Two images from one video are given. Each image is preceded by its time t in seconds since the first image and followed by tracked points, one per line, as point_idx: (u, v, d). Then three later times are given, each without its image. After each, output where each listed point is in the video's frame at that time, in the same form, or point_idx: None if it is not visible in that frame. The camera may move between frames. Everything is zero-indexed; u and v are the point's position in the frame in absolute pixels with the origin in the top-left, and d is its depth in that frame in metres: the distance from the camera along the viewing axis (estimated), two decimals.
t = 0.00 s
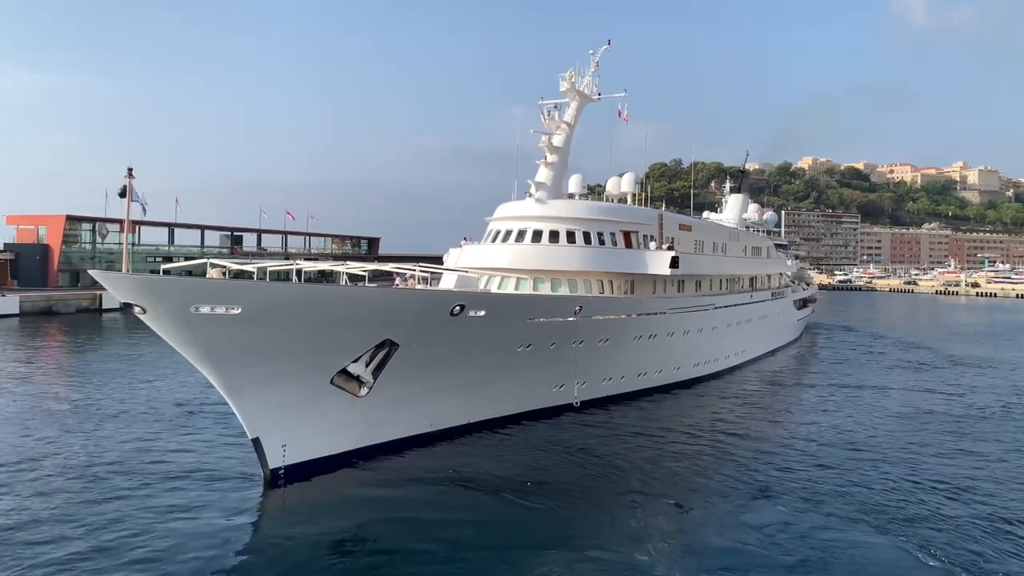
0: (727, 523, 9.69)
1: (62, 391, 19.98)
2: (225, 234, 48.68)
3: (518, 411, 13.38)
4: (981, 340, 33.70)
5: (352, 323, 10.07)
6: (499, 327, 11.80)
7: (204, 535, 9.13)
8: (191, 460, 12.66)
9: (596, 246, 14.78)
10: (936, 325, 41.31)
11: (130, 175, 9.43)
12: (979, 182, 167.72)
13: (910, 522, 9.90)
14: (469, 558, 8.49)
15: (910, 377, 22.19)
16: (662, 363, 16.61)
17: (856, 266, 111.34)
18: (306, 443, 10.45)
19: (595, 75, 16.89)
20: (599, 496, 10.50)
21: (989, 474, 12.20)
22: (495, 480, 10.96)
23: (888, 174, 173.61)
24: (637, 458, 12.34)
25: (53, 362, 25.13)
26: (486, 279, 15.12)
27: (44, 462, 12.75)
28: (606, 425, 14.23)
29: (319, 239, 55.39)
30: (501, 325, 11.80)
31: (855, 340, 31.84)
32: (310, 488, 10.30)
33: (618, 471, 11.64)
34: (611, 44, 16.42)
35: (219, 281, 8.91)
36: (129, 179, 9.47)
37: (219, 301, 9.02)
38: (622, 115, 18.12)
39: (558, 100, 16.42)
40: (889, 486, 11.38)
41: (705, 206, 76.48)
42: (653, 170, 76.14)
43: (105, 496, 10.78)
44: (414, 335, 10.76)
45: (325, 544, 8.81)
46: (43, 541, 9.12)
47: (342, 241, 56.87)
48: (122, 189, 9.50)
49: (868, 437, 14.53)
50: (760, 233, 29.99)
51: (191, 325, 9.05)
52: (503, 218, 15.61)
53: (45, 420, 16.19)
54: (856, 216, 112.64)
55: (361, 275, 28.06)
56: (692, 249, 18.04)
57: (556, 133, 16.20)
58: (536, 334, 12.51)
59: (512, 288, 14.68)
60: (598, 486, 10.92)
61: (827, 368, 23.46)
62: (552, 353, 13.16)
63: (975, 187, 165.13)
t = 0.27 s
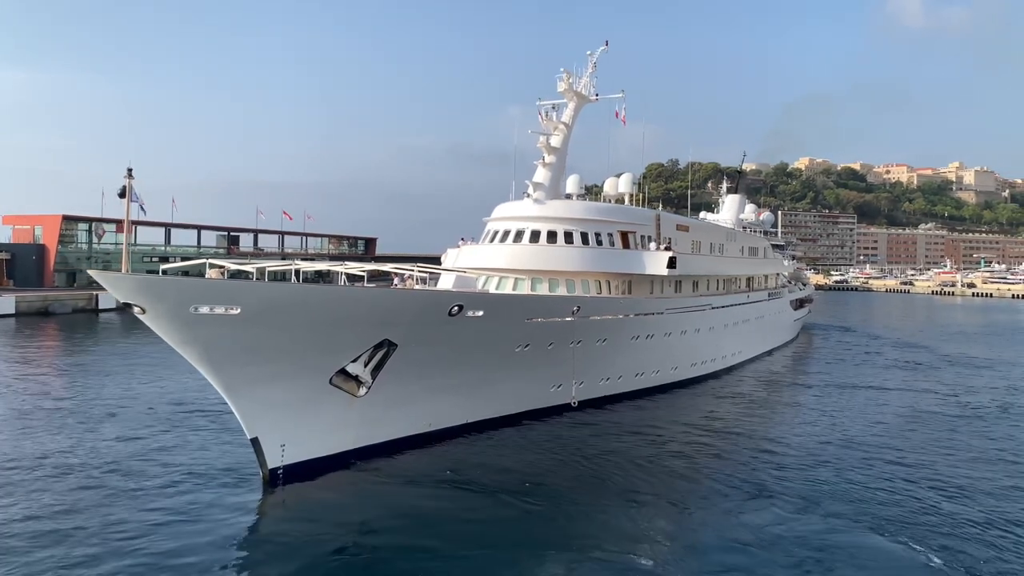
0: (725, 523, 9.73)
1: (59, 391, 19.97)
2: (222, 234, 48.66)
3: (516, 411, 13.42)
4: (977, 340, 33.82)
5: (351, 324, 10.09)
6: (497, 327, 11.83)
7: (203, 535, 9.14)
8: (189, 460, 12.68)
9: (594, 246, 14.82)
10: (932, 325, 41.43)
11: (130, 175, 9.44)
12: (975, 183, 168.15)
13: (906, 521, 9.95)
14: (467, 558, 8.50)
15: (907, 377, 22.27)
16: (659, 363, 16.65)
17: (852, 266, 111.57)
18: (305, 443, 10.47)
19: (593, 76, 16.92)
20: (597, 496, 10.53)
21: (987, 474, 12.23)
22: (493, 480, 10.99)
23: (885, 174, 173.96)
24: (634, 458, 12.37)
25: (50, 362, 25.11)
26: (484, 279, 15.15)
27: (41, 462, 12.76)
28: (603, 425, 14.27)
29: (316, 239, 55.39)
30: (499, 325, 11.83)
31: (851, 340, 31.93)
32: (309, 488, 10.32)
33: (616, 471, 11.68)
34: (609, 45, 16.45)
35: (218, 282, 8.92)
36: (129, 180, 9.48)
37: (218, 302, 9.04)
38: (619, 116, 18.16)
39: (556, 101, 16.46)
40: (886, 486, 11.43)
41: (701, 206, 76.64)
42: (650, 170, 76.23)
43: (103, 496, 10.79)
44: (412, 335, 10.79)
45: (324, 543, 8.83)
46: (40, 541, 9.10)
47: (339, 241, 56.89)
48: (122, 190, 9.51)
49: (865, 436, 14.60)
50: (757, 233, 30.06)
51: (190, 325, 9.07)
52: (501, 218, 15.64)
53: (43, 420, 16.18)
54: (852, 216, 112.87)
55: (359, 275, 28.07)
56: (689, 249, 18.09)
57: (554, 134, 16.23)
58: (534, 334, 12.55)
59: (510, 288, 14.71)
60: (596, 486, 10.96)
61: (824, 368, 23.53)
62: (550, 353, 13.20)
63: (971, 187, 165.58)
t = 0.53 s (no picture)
0: (723, 522, 9.78)
1: (57, 391, 19.96)
2: (219, 234, 48.63)
3: (515, 411, 13.46)
4: (973, 339, 33.91)
5: (350, 324, 10.12)
6: (496, 327, 11.86)
7: (203, 535, 9.16)
8: (188, 460, 12.69)
9: (592, 246, 14.85)
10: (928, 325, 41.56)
11: (130, 176, 9.46)
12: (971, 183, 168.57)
13: (903, 521, 10.00)
14: (467, 558, 8.52)
15: (903, 376, 22.35)
16: (657, 363, 16.70)
17: (849, 266, 111.79)
18: (304, 443, 10.50)
19: (590, 76, 16.96)
20: (596, 496, 10.57)
21: (984, 474, 12.27)
22: (492, 479, 11.03)
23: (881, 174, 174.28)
24: (633, 458, 12.41)
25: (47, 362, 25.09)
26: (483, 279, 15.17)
27: (40, 463, 12.76)
28: (601, 424, 14.31)
29: (313, 239, 55.36)
30: (498, 324, 11.87)
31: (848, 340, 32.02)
32: (308, 488, 10.34)
33: (614, 471, 11.71)
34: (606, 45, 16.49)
35: (218, 282, 8.94)
36: (129, 181, 9.51)
37: (218, 302, 9.06)
38: (617, 116, 18.20)
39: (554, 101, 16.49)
40: (883, 485, 11.48)
41: (698, 206, 76.74)
42: (647, 170, 76.31)
43: (103, 496, 10.79)
44: (411, 335, 10.82)
45: (324, 543, 8.85)
46: (40, 541, 9.10)
47: (336, 241, 56.90)
48: (122, 190, 9.54)
49: (862, 436, 14.66)
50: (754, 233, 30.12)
51: (190, 325, 9.09)
52: (499, 218, 15.67)
53: (41, 420, 16.18)
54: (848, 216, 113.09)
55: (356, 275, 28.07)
56: (687, 249, 18.13)
57: (552, 134, 16.26)
58: (532, 334, 12.58)
59: (508, 288, 14.74)
60: (594, 485, 11.00)
61: (821, 368, 23.59)
62: (548, 353, 13.23)
63: (967, 188, 165.94)
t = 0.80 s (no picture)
0: (720, 521, 9.84)
1: (54, 392, 19.95)
2: (216, 234, 48.62)
3: (513, 411, 13.49)
4: (969, 339, 34.00)
5: (349, 324, 10.15)
6: (494, 326, 11.90)
7: (203, 534, 9.19)
8: (186, 461, 12.70)
9: (590, 247, 14.89)
10: (925, 325, 41.63)
11: (130, 177, 9.49)
12: (968, 183, 168.88)
13: (900, 520, 10.06)
14: (467, 558, 8.54)
15: (900, 376, 22.42)
16: (655, 363, 16.74)
17: (846, 266, 111.94)
18: (304, 442, 10.53)
19: (588, 77, 17.01)
20: (593, 496, 10.61)
21: (982, 474, 12.32)
22: (490, 479, 11.06)
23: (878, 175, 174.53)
24: (631, 457, 12.46)
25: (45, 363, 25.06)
26: (481, 279, 15.21)
27: (39, 463, 12.77)
28: (600, 424, 14.35)
29: (310, 239, 55.40)
30: (496, 324, 11.90)
31: (845, 340, 32.08)
32: (308, 488, 10.36)
33: (612, 471, 11.76)
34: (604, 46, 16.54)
35: (217, 282, 8.97)
36: (129, 181, 9.54)
37: (218, 302, 9.09)
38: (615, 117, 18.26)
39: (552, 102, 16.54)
40: (879, 485, 11.54)
41: (695, 206, 76.85)
42: (644, 171, 76.43)
43: (102, 497, 10.80)
44: (410, 335, 10.84)
45: (324, 543, 8.88)
46: (40, 541, 9.11)
47: (334, 241, 56.94)
48: (122, 191, 9.56)
49: (859, 435, 14.71)
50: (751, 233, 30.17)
51: (190, 325, 9.11)
52: (497, 219, 15.71)
53: (39, 421, 16.17)
54: (845, 217, 113.24)
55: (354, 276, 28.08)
56: (684, 249, 18.18)
57: (550, 134, 16.31)
58: (531, 334, 12.62)
59: (506, 288, 14.78)
60: (592, 485, 11.04)
61: (818, 368, 23.64)
62: (547, 353, 13.28)
63: (964, 188, 166.29)
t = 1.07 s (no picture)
0: (719, 521, 9.88)
1: (53, 393, 19.95)
2: (213, 235, 48.59)
3: (512, 411, 13.52)
4: (966, 339, 34.11)
5: (349, 324, 10.18)
6: (493, 327, 11.93)
7: (203, 535, 9.21)
8: (185, 462, 12.73)
9: (588, 247, 14.93)
10: (922, 325, 41.71)
11: (130, 178, 9.52)
12: (965, 183, 169.19)
13: (897, 520, 10.11)
14: (466, 558, 8.57)
15: (897, 376, 22.48)
16: (653, 363, 16.79)
17: (843, 267, 112.10)
18: (303, 443, 10.55)
19: (586, 78, 17.05)
20: (592, 496, 10.65)
21: (979, 474, 12.36)
22: (489, 479, 11.09)
23: (875, 175, 174.82)
24: (629, 457, 12.50)
25: (42, 364, 25.05)
26: (480, 279, 15.24)
27: (38, 464, 12.79)
28: (598, 424, 14.39)
29: (308, 240, 55.40)
30: (495, 324, 11.94)
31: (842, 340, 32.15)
32: (307, 488, 10.39)
33: (611, 471, 11.80)
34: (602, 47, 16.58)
35: (217, 283, 8.99)
36: (129, 182, 9.56)
37: (218, 302, 9.12)
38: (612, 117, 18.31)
39: (550, 103, 16.59)
40: (877, 485, 11.59)
41: (692, 206, 76.97)
42: (641, 171, 76.51)
43: (101, 497, 10.82)
44: (409, 335, 10.88)
45: (323, 543, 8.91)
46: (40, 542, 9.14)
47: (331, 241, 56.95)
48: (123, 192, 9.58)
49: (856, 435, 14.76)
50: (748, 233, 30.24)
51: (190, 325, 9.14)
52: (495, 219, 15.76)
53: (37, 422, 16.17)
54: (842, 217, 113.43)
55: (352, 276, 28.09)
56: (682, 249, 18.23)
57: (548, 135, 16.35)
58: (529, 334, 12.66)
59: (505, 289, 14.82)
60: (591, 485, 11.08)
61: (816, 368, 23.70)
62: (545, 353, 13.32)
63: (961, 188, 166.65)
